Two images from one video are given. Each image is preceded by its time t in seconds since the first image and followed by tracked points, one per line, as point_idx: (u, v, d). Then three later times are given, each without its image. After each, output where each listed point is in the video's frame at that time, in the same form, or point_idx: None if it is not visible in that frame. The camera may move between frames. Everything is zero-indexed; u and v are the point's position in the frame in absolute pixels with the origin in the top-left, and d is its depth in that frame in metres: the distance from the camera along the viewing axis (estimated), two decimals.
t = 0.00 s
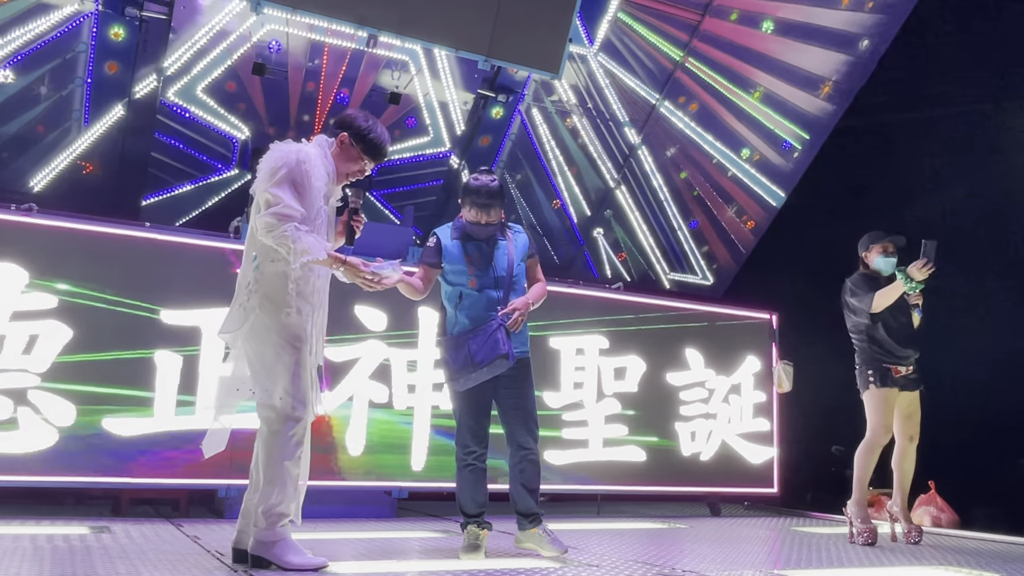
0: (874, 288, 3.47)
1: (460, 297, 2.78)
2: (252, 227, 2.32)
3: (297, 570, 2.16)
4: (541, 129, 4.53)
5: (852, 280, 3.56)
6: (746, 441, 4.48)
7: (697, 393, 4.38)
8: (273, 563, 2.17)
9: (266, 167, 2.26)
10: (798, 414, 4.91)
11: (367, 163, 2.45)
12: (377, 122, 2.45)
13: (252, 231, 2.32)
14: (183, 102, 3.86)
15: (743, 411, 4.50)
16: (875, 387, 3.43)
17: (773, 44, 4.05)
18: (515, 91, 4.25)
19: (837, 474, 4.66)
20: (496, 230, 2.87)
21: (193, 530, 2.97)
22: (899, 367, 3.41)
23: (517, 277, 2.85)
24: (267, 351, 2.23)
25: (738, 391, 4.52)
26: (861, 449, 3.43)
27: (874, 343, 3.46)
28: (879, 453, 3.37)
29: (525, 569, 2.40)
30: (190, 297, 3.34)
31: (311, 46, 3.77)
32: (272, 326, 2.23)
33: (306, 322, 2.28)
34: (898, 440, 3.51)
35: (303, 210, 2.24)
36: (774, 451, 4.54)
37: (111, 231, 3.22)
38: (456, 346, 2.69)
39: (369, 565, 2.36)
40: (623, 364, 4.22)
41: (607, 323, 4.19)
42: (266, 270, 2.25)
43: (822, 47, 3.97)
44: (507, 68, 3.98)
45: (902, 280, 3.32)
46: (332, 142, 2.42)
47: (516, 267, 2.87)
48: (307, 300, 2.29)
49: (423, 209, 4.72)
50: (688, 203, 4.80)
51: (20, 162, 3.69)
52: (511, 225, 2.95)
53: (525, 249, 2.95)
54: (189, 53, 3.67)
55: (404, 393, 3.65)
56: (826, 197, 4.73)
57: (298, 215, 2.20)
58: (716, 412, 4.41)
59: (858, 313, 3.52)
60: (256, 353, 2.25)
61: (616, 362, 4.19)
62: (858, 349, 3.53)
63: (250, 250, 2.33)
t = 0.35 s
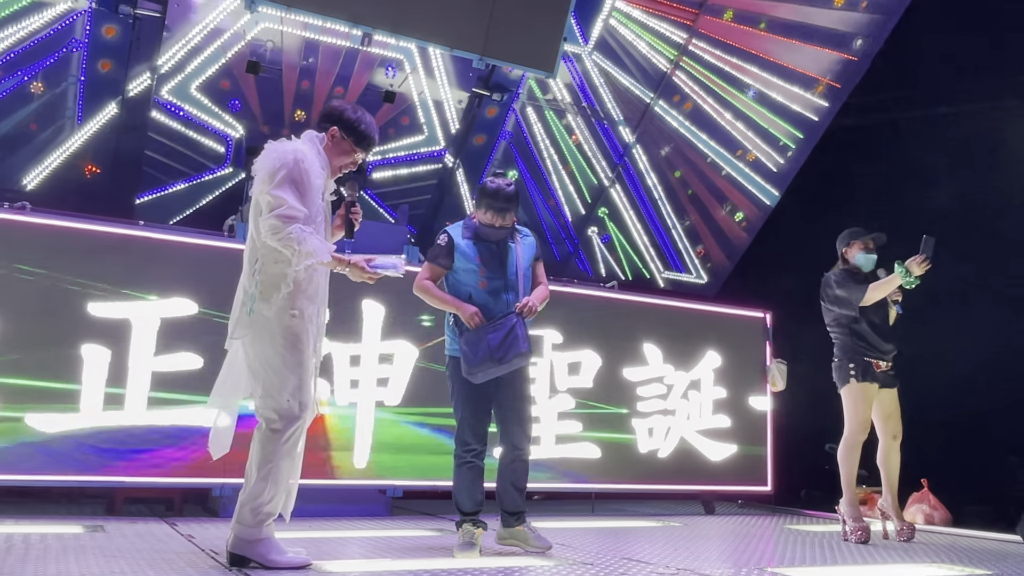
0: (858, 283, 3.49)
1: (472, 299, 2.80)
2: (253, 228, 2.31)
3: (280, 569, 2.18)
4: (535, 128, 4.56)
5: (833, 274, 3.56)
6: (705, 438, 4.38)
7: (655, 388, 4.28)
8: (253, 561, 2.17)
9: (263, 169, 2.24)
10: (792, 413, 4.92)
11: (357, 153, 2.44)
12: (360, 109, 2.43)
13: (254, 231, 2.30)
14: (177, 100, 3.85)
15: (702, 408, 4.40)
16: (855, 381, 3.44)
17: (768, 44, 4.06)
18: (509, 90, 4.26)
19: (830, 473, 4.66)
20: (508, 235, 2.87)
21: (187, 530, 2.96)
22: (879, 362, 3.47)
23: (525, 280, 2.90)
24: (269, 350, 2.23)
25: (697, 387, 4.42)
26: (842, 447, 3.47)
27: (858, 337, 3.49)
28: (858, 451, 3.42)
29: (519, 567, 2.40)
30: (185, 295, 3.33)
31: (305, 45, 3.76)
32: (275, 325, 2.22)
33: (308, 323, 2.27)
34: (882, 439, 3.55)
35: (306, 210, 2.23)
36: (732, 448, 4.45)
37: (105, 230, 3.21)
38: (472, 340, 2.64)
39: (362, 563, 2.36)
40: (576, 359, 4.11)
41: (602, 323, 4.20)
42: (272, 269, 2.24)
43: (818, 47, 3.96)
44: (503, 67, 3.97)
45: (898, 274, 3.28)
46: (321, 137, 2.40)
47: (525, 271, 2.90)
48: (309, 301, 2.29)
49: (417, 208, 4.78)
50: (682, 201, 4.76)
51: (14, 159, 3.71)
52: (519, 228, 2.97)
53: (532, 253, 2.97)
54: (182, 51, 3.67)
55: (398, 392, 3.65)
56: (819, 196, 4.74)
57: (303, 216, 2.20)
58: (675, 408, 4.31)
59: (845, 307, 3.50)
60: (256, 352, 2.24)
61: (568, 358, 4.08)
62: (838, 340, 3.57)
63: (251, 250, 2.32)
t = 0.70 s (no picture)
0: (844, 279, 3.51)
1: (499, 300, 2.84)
2: (254, 223, 2.31)
3: (267, 567, 2.17)
4: (526, 124, 4.51)
5: (819, 271, 3.58)
6: (661, 433, 4.32)
7: (608, 381, 4.23)
8: (244, 559, 2.17)
9: (264, 163, 2.24)
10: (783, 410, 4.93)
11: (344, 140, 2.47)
12: (346, 96, 2.44)
13: (255, 224, 2.30)
14: (167, 96, 3.84)
15: (658, 402, 4.34)
16: (846, 379, 3.46)
17: (760, 41, 4.12)
18: (501, 87, 4.26)
19: (820, 469, 4.68)
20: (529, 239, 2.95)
21: (178, 527, 2.96)
22: (867, 359, 3.50)
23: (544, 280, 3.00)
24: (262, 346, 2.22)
25: (652, 381, 4.35)
26: (832, 443, 3.48)
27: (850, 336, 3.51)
28: (848, 448, 3.44)
29: (509, 563, 2.41)
30: (176, 292, 3.32)
31: (297, 41, 3.77)
32: (271, 320, 2.22)
33: (306, 320, 2.28)
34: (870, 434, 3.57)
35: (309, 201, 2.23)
36: (689, 443, 4.40)
37: (95, 227, 3.19)
38: (508, 333, 2.64)
39: (351, 560, 2.37)
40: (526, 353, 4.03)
41: (593, 320, 4.22)
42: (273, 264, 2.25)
43: (809, 45, 4.07)
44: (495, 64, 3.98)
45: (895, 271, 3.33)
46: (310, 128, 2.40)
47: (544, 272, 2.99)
48: (306, 296, 2.30)
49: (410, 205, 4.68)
50: (674, 199, 4.79)
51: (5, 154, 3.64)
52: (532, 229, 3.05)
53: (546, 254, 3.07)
54: (173, 47, 3.68)
55: (390, 390, 3.66)
56: (810, 194, 4.75)
57: (307, 209, 2.20)
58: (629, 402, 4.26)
59: (838, 305, 3.51)
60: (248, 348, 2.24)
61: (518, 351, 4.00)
62: (826, 336, 3.58)
63: (247, 245, 2.31)
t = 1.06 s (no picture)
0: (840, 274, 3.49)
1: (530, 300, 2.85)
2: (245, 219, 2.28)
3: (255, 561, 2.17)
4: (517, 119, 4.50)
5: (812, 264, 3.55)
6: (615, 426, 4.24)
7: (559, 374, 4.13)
8: (231, 553, 2.17)
9: (250, 160, 2.21)
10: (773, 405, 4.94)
11: (331, 129, 2.43)
12: (328, 86, 2.40)
13: (246, 221, 2.27)
14: (156, 90, 3.82)
15: (612, 395, 4.25)
16: (840, 373, 3.47)
17: (748, 36, 4.14)
18: (491, 82, 4.24)
19: (810, 464, 4.70)
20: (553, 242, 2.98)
21: (167, 522, 2.95)
22: (858, 353, 3.52)
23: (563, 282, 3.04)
24: (258, 338, 2.22)
25: (605, 373, 4.26)
26: (823, 438, 3.48)
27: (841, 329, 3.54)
28: (839, 443, 3.44)
29: (499, 557, 2.40)
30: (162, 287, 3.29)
31: (286, 34, 3.74)
32: (268, 312, 2.22)
33: (301, 311, 2.28)
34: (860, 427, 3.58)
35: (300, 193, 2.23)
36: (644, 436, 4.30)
37: (82, 221, 3.17)
38: (552, 335, 2.74)
39: (339, 554, 2.36)
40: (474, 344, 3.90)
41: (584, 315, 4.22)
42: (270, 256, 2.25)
43: (799, 39, 4.06)
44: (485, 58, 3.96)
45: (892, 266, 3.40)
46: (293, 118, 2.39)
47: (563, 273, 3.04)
48: (303, 291, 2.30)
49: (400, 200, 4.75)
50: (665, 194, 4.81)
51: None
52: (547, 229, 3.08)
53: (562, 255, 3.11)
54: (161, 40, 3.64)
55: (380, 385, 3.65)
56: (801, 189, 4.75)
57: (299, 201, 2.19)
58: (580, 394, 4.17)
59: (837, 299, 3.49)
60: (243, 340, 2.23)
61: (465, 341, 3.87)
62: (817, 331, 3.60)
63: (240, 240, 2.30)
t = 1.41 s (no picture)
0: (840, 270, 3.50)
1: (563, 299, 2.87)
2: (237, 215, 2.28)
3: (248, 557, 2.16)
4: (511, 115, 4.54)
5: (813, 259, 3.54)
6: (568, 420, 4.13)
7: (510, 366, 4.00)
8: (224, 548, 2.16)
9: (240, 155, 2.20)
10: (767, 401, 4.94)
11: (325, 121, 2.41)
12: (315, 77, 2.37)
13: (238, 217, 2.28)
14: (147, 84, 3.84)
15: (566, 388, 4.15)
16: (838, 369, 3.47)
17: (743, 31, 4.09)
18: (486, 76, 4.27)
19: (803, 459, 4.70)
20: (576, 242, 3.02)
21: (159, 518, 2.94)
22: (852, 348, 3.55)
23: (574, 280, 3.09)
24: (253, 333, 2.20)
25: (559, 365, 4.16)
26: (817, 433, 3.48)
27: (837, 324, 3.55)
28: (834, 438, 3.44)
29: (492, 553, 2.40)
30: (154, 283, 3.28)
31: (279, 29, 3.71)
32: (263, 306, 2.21)
33: (297, 304, 2.27)
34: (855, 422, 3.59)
35: (291, 186, 2.22)
36: (600, 430, 4.22)
37: (75, 216, 3.16)
38: (587, 335, 2.78)
39: (331, 550, 2.35)
40: (421, 335, 3.80)
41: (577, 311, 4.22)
42: (261, 251, 2.23)
43: (793, 34, 3.99)
44: (479, 53, 3.96)
45: (892, 265, 3.56)
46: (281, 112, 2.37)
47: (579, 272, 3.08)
48: (298, 284, 2.28)
49: (394, 194, 4.84)
50: (659, 189, 4.78)
51: None
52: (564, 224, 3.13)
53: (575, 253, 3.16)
54: (153, 34, 3.63)
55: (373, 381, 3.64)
56: (795, 185, 4.76)
57: (293, 195, 2.18)
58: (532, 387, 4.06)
59: (839, 294, 3.47)
60: (239, 335, 2.22)
61: (412, 333, 3.76)
62: (813, 326, 3.59)
63: (235, 235, 2.29)
